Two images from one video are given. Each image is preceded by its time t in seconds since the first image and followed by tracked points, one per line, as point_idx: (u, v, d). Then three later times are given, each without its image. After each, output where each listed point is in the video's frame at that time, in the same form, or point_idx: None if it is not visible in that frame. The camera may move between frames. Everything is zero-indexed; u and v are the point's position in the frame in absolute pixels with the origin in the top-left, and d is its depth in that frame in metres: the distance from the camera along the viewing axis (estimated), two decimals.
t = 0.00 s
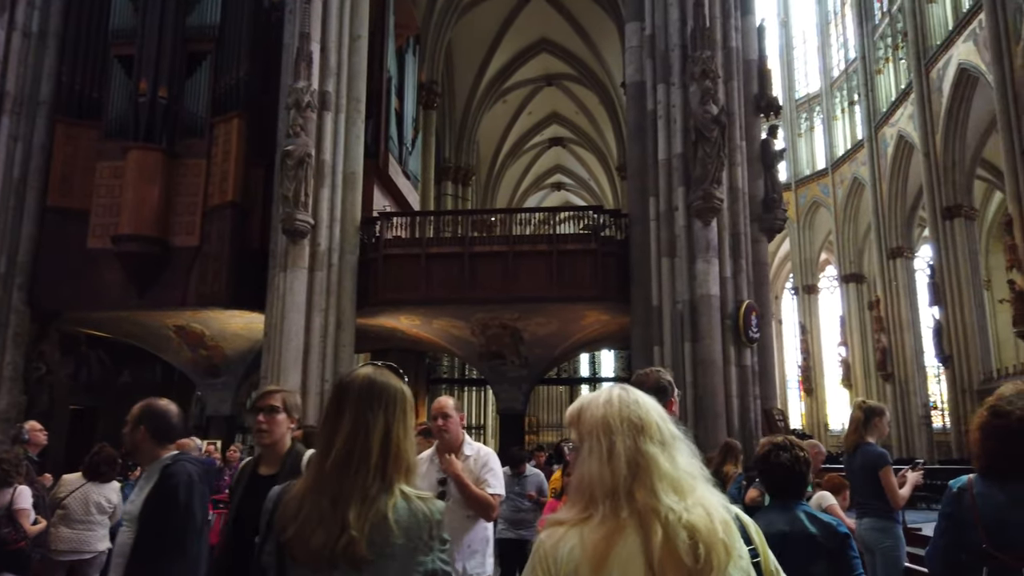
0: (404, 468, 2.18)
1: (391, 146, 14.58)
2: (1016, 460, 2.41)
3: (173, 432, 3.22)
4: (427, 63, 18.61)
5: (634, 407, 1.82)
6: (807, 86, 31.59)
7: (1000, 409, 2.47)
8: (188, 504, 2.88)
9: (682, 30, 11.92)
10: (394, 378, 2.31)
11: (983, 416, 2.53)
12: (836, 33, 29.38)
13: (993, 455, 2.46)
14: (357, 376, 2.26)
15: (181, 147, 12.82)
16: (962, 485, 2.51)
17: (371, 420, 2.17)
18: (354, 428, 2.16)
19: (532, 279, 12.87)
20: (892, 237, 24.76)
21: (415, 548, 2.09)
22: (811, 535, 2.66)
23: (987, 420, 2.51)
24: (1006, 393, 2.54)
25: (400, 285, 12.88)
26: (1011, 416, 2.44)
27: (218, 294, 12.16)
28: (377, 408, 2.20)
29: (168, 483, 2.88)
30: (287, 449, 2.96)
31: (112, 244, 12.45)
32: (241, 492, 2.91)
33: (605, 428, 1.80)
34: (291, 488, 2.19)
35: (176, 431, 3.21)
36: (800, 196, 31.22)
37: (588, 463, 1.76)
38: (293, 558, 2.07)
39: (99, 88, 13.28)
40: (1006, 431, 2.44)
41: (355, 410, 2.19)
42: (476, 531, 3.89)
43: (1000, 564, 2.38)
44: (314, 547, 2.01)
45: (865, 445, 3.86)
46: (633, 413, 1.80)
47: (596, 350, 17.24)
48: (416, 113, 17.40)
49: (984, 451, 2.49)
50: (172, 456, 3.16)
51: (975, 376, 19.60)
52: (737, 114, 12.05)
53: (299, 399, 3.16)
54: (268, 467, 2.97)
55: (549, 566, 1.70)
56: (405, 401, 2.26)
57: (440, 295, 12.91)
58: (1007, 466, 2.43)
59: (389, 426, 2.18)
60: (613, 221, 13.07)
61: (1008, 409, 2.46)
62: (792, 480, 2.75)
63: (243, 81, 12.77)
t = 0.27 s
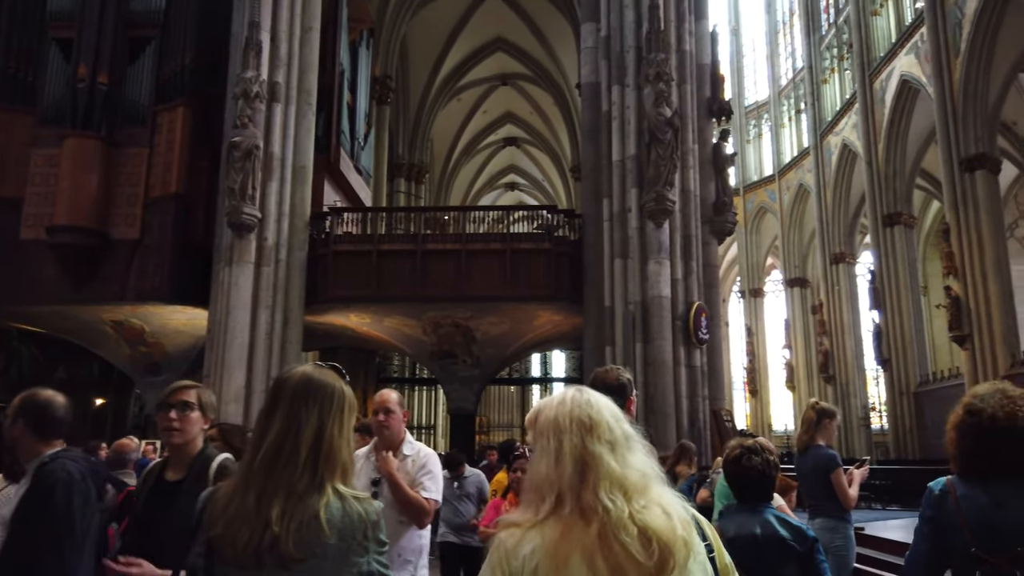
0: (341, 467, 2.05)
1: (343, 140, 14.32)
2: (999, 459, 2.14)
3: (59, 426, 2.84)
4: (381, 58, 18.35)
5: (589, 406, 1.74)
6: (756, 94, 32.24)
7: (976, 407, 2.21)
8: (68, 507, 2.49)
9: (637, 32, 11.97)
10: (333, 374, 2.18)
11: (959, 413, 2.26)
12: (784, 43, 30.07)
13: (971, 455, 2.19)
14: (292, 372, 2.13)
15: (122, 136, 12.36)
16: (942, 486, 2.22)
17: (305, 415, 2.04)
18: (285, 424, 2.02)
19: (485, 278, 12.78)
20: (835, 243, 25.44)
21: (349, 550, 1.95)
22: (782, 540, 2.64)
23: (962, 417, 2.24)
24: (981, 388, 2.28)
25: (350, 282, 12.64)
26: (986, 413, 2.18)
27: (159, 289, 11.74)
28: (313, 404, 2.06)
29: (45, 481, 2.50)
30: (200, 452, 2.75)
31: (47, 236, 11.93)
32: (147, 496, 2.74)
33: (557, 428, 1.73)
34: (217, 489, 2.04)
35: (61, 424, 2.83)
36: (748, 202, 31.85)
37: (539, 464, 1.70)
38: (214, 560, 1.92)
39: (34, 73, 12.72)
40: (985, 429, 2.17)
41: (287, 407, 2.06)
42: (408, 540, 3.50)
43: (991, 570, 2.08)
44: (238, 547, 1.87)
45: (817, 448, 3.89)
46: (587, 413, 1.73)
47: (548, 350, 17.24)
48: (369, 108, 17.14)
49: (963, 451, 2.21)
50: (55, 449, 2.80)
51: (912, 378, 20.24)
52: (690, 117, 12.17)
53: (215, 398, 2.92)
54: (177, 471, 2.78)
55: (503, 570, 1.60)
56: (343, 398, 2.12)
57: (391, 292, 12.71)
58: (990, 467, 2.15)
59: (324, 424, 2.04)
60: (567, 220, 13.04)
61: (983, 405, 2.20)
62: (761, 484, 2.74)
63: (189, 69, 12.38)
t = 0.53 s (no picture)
0: (295, 470, 1.97)
1: (299, 134, 14.02)
2: (981, 455, 1.94)
3: None
4: (340, 53, 18.06)
5: (562, 406, 1.73)
6: (714, 99, 32.65)
7: (949, 403, 2.02)
8: None
9: (598, 32, 11.96)
10: (284, 374, 2.10)
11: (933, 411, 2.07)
12: (741, 49, 30.52)
13: (948, 452, 1.99)
14: (245, 372, 2.04)
15: (67, 124, 11.91)
16: (925, 485, 1.99)
17: (259, 416, 1.96)
18: (237, 429, 1.94)
19: (443, 276, 12.64)
20: (789, 247, 25.91)
21: (308, 553, 1.89)
22: (756, 537, 2.60)
23: (935, 415, 2.04)
24: (952, 385, 2.10)
25: (305, 278, 12.40)
26: (959, 407, 1.99)
27: (104, 283, 11.32)
28: (267, 405, 1.98)
29: None
30: (90, 444, 2.27)
31: None
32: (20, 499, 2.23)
33: (531, 428, 1.71)
34: (166, 493, 1.94)
35: None
36: (705, 205, 32.25)
37: (511, 464, 1.69)
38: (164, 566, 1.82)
39: None
40: (961, 424, 1.97)
41: (238, 409, 1.97)
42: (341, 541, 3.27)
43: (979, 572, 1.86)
44: (192, 553, 1.77)
45: (775, 447, 3.89)
46: (562, 411, 1.71)
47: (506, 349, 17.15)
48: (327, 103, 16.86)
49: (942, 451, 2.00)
50: None
51: (861, 380, 20.69)
52: (650, 118, 12.21)
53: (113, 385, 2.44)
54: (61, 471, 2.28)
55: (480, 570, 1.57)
56: (298, 399, 2.05)
57: (347, 289, 12.50)
58: (973, 466, 1.94)
59: (280, 428, 1.96)
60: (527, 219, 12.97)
61: (956, 399, 2.01)
62: (731, 483, 2.72)
63: (139, 57, 11.99)
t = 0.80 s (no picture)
0: (265, 467, 1.88)
1: (260, 127, 13.71)
2: (974, 452, 1.87)
3: None
4: (303, 46, 17.72)
5: (522, 398, 1.68)
6: (679, 102, 32.89)
7: (938, 401, 1.96)
8: None
9: (565, 30, 11.90)
10: (250, 368, 2.00)
11: (923, 410, 2.00)
12: (706, 53, 30.79)
13: (938, 451, 1.91)
14: (212, 368, 1.94)
15: (16, 112, 11.48)
16: (917, 485, 1.91)
17: (229, 415, 1.86)
18: (208, 427, 1.84)
19: (407, 273, 12.48)
20: (751, 249, 26.19)
21: (275, 549, 1.80)
22: (722, 533, 2.53)
23: (923, 414, 1.98)
24: (940, 385, 2.04)
25: (265, 275, 12.15)
26: (948, 405, 1.93)
27: (54, 277, 10.92)
28: (237, 403, 1.89)
29: None
30: None
31: None
32: None
33: (491, 420, 1.67)
34: (130, 491, 1.84)
35: None
36: (670, 207, 32.46)
37: (470, 457, 1.65)
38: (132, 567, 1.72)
39: None
40: (951, 421, 1.90)
41: (207, 407, 1.87)
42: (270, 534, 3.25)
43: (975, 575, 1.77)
44: (162, 555, 1.68)
45: (740, 445, 3.86)
46: (522, 403, 1.67)
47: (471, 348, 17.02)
48: (290, 96, 16.53)
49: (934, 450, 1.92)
50: None
51: (821, 381, 20.97)
52: (616, 117, 12.20)
53: None
54: None
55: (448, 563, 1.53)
56: (265, 395, 1.96)
57: (309, 286, 12.28)
58: (966, 464, 1.87)
59: (251, 425, 1.88)
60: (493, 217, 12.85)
61: (944, 397, 1.95)
62: (692, 482, 2.65)
63: (92, 44, 11.61)
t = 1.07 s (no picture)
0: (233, 474, 1.75)
1: (230, 122, 13.46)
2: (961, 456, 1.80)
3: None
4: (275, 41, 17.45)
5: (468, 410, 1.56)
6: (654, 104, 32.99)
7: (923, 403, 1.89)
8: None
9: (541, 28, 11.82)
10: (221, 374, 1.88)
11: (907, 414, 1.93)
12: (682, 56, 30.93)
13: (925, 455, 1.84)
14: (184, 371, 1.82)
15: None
16: (902, 490, 1.85)
17: (200, 420, 1.74)
18: (179, 434, 1.71)
19: (380, 271, 12.31)
20: (724, 251, 26.38)
21: (237, 557, 1.66)
22: (679, 542, 2.46)
23: (909, 417, 1.91)
24: (925, 386, 1.98)
25: (234, 272, 11.93)
26: (935, 408, 1.86)
27: (13, 273, 10.60)
28: (206, 408, 1.76)
29: None
30: None
31: None
32: None
33: (434, 431, 1.55)
34: (97, 493, 1.71)
35: None
36: (644, 209, 32.58)
37: (413, 469, 1.53)
38: None
39: None
40: (938, 424, 1.84)
41: (177, 413, 1.74)
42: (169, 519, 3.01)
43: None
44: (122, 562, 1.55)
45: (715, 447, 3.77)
46: (466, 415, 1.55)
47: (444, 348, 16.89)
48: (261, 92, 16.26)
49: (921, 454, 1.84)
50: None
51: (792, 382, 21.17)
52: (591, 116, 12.14)
53: None
54: None
55: None
56: (236, 401, 1.84)
57: (279, 284, 12.08)
58: (954, 469, 1.79)
59: (222, 432, 1.75)
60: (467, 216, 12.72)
61: (931, 398, 1.89)
62: (645, 488, 2.56)
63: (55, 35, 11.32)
